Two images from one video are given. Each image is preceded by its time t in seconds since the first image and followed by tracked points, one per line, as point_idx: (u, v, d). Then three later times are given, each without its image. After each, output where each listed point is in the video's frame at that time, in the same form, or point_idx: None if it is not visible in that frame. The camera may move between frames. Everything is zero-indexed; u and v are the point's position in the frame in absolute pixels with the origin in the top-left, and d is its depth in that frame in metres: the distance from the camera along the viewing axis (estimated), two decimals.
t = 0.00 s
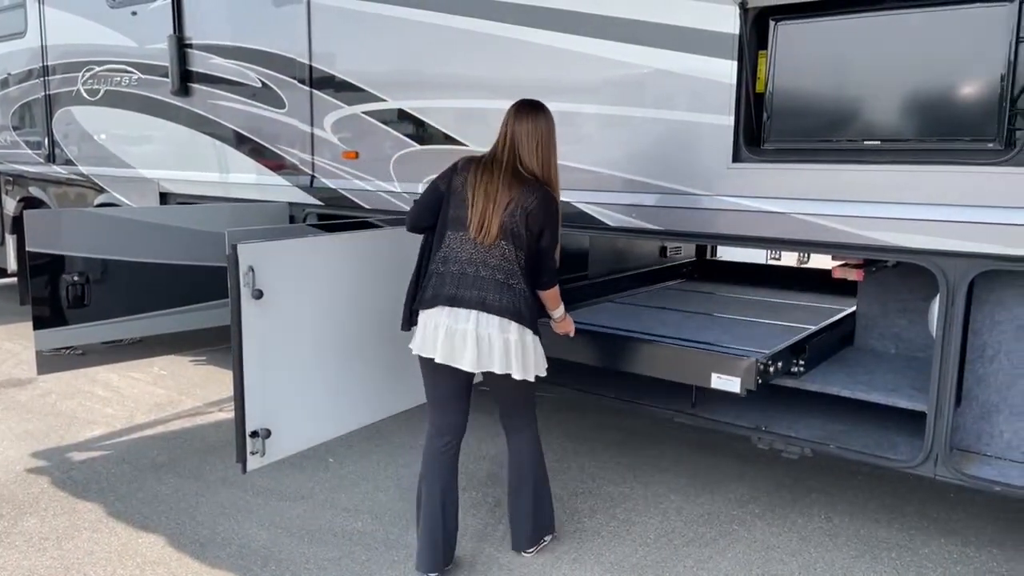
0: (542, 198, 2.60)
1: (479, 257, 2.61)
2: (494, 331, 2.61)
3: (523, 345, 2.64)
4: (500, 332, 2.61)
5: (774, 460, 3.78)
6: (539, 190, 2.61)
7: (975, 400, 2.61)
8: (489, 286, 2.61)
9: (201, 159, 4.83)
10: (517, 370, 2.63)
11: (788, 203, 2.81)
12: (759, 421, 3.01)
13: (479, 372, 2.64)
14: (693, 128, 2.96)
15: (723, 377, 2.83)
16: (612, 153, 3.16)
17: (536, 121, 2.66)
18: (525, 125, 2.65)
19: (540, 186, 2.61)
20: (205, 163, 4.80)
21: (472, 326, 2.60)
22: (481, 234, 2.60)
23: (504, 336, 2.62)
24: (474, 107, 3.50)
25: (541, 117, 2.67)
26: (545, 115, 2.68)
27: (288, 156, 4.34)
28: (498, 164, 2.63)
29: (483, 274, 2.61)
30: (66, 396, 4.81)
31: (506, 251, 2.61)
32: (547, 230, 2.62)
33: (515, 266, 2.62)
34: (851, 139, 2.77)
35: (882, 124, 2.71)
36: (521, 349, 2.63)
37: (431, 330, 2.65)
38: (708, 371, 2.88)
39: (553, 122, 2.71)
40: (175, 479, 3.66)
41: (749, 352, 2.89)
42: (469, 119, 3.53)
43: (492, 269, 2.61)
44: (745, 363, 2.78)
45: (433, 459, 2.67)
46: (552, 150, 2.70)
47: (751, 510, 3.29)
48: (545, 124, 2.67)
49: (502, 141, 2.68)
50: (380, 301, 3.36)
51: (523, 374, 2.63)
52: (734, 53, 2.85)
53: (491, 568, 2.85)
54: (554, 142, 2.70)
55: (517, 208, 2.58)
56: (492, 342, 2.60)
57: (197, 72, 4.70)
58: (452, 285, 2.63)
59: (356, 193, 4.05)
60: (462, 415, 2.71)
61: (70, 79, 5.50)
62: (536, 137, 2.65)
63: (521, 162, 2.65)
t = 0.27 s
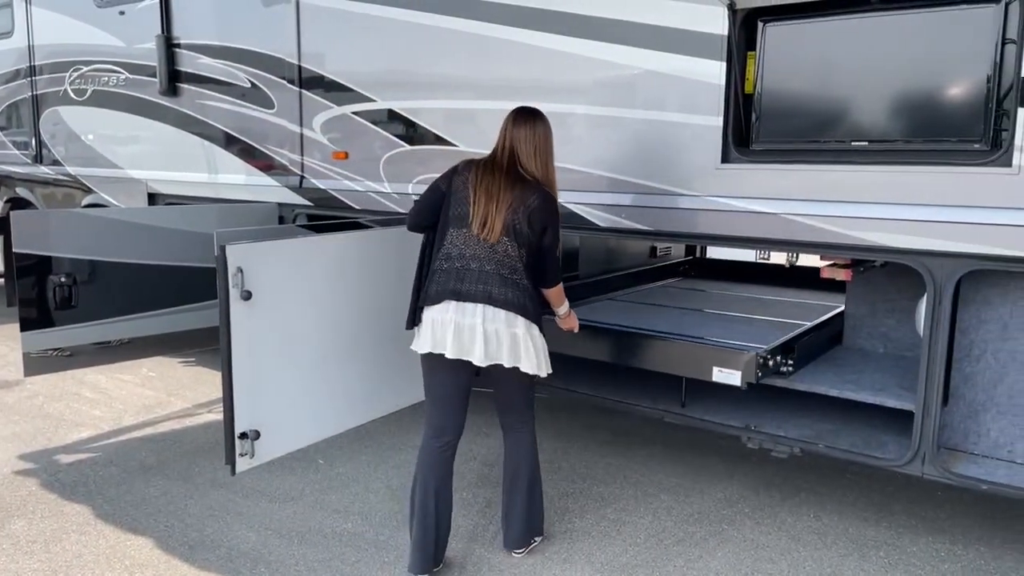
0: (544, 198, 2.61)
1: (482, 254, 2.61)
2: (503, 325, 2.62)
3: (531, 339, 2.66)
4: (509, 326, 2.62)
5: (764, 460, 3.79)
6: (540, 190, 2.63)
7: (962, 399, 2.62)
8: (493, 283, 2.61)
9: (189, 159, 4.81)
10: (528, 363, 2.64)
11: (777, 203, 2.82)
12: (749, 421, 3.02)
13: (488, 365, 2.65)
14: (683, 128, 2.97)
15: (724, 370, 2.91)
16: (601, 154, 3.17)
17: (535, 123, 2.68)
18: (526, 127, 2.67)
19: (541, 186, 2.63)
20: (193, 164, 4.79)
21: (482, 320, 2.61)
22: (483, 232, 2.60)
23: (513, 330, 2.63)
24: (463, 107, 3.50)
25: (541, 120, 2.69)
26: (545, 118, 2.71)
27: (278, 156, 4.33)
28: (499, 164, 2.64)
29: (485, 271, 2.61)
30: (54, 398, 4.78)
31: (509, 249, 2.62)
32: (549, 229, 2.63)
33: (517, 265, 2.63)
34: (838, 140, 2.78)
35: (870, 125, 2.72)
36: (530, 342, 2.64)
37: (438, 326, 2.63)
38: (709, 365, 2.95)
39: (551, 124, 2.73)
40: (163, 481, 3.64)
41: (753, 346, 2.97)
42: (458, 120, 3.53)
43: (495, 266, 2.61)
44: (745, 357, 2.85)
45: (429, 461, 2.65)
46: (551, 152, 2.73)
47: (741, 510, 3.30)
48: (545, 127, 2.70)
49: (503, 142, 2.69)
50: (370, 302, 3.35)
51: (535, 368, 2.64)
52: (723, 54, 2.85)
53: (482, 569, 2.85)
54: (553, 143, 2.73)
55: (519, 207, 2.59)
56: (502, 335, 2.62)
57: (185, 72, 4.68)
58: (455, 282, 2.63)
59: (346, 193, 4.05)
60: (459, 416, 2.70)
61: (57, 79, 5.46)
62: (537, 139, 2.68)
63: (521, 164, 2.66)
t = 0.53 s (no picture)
0: (539, 204, 2.64)
1: (476, 254, 2.62)
2: (489, 326, 2.61)
3: (517, 343, 2.65)
4: (497, 327, 2.62)
5: (754, 459, 3.80)
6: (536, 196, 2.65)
7: (949, 398, 2.64)
8: (485, 283, 2.61)
9: (179, 159, 4.79)
10: (508, 367, 2.62)
11: (766, 203, 2.83)
12: (739, 420, 3.03)
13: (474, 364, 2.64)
14: (672, 128, 2.98)
15: (722, 365, 2.94)
16: (592, 154, 3.18)
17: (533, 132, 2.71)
18: (524, 134, 2.70)
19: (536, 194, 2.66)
20: (183, 164, 4.77)
21: (469, 319, 2.60)
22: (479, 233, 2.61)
23: (499, 331, 2.62)
24: (453, 107, 3.50)
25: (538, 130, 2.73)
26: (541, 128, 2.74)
27: (268, 157, 4.31)
28: (496, 168, 2.66)
29: (479, 271, 2.62)
30: (42, 400, 4.76)
31: (504, 252, 2.63)
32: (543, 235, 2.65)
33: (511, 267, 2.64)
34: (827, 140, 2.79)
35: (858, 126, 2.73)
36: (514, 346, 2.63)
37: (425, 323, 2.64)
38: (709, 360, 2.99)
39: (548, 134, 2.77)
40: (153, 482, 3.63)
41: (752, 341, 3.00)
42: (448, 120, 3.53)
43: (489, 267, 2.62)
44: (744, 352, 2.89)
45: (418, 461, 2.65)
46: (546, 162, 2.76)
47: (731, 509, 3.31)
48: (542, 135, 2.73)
49: (500, 147, 2.72)
50: (360, 302, 3.35)
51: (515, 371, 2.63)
52: (712, 55, 2.86)
53: (472, 569, 2.85)
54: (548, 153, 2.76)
55: (516, 211, 2.61)
56: (487, 336, 2.61)
57: (174, 72, 4.67)
58: (448, 281, 2.63)
59: (337, 193, 4.04)
60: (449, 415, 2.69)
61: (45, 79, 5.44)
62: (535, 146, 2.71)
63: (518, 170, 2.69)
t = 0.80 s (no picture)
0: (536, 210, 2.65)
1: (472, 255, 2.62)
2: (483, 325, 2.61)
3: (509, 343, 2.65)
4: (490, 326, 2.62)
5: (745, 459, 3.82)
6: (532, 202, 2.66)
7: (939, 397, 2.65)
8: (480, 284, 2.62)
9: (169, 160, 4.78)
10: (501, 366, 2.63)
11: (757, 204, 2.83)
12: (730, 420, 3.04)
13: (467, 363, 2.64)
14: (663, 129, 2.99)
15: (721, 361, 2.97)
16: (583, 154, 3.18)
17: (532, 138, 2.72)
18: (522, 139, 2.71)
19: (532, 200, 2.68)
20: (173, 164, 4.75)
21: (463, 317, 2.60)
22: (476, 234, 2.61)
23: (493, 330, 2.62)
24: (445, 108, 3.50)
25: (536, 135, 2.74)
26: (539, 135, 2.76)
27: (259, 157, 4.30)
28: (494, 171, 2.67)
29: (474, 272, 2.62)
30: (32, 402, 4.73)
31: (499, 254, 2.63)
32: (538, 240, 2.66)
33: (505, 270, 2.65)
34: (817, 141, 2.81)
35: (848, 127, 2.74)
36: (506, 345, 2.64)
37: (418, 320, 2.63)
38: (707, 355, 3.01)
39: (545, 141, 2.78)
40: (143, 484, 3.61)
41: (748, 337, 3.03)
42: (440, 121, 3.52)
43: (484, 268, 2.62)
44: (742, 348, 2.92)
45: (410, 462, 2.65)
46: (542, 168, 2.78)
47: (723, 509, 3.31)
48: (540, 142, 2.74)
49: (498, 153, 2.72)
50: (351, 303, 3.35)
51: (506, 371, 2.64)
52: (703, 56, 2.87)
53: (464, 570, 2.85)
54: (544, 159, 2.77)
55: (512, 214, 2.62)
56: (480, 334, 2.61)
57: (165, 72, 4.65)
58: (442, 281, 2.63)
59: (328, 194, 4.03)
60: (440, 415, 2.69)
61: (35, 79, 5.41)
62: (532, 155, 2.72)
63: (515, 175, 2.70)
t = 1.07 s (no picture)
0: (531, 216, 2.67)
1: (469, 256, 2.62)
2: (479, 325, 2.61)
3: (506, 344, 2.66)
4: (486, 326, 2.62)
5: (737, 459, 3.83)
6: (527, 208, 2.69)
7: (929, 398, 2.67)
8: (476, 284, 2.62)
9: (161, 161, 4.77)
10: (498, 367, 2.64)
11: (748, 206, 2.84)
12: (723, 421, 3.05)
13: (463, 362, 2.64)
14: (655, 131, 2.99)
15: (719, 358, 3.00)
16: (575, 156, 3.19)
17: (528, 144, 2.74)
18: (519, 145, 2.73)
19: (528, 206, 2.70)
20: (165, 166, 4.74)
21: (460, 317, 2.60)
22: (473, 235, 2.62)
23: (490, 331, 2.63)
24: (437, 109, 3.50)
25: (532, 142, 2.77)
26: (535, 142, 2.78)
27: (251, 158, 4.30)
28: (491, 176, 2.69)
29: (471, 273, 2.62)
30: (22, 404, 4.71)
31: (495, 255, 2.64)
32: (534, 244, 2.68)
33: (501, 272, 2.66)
34: (809, 142, 2.82)
35: (839, 129, 2.76)
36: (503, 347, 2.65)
37: (414, 319, 2.63)
38: (705, 353, 3.04)
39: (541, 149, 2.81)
40: (135, 487, 3.60)
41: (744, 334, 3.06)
42: (432, 122, 3.53)
43: (480, 269, 2.63)
44: (740, 347, 2.95)
45: (403, 464, 2.65)
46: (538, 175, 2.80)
47: (715, 509, 3.33)
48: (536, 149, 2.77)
49: (494, 160, 2.73)
50: (343, 305, 3.34)
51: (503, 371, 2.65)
52: (695, 58, 2.88)
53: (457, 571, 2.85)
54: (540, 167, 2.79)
55: (509, 217, 2.64)
56: (476, 334, 2.61)
57: (156, 73, 4.64)
58: (439, 281, 2.63)
59: (320, 195, 4.03)
60: (433, 416, 2.69)
61: (25, 80, 5.39)
62: (529, 163, 2.72)
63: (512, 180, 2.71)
